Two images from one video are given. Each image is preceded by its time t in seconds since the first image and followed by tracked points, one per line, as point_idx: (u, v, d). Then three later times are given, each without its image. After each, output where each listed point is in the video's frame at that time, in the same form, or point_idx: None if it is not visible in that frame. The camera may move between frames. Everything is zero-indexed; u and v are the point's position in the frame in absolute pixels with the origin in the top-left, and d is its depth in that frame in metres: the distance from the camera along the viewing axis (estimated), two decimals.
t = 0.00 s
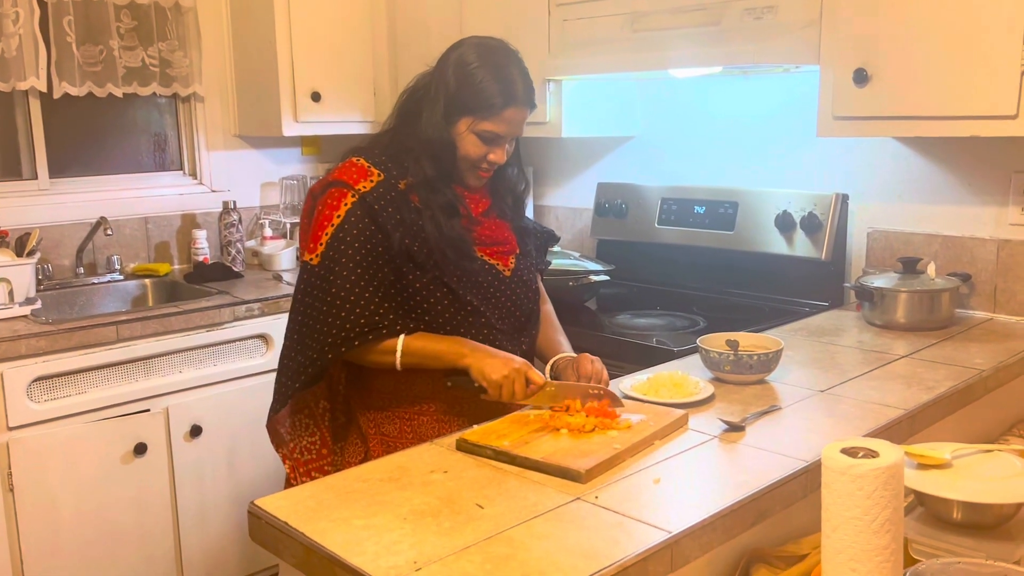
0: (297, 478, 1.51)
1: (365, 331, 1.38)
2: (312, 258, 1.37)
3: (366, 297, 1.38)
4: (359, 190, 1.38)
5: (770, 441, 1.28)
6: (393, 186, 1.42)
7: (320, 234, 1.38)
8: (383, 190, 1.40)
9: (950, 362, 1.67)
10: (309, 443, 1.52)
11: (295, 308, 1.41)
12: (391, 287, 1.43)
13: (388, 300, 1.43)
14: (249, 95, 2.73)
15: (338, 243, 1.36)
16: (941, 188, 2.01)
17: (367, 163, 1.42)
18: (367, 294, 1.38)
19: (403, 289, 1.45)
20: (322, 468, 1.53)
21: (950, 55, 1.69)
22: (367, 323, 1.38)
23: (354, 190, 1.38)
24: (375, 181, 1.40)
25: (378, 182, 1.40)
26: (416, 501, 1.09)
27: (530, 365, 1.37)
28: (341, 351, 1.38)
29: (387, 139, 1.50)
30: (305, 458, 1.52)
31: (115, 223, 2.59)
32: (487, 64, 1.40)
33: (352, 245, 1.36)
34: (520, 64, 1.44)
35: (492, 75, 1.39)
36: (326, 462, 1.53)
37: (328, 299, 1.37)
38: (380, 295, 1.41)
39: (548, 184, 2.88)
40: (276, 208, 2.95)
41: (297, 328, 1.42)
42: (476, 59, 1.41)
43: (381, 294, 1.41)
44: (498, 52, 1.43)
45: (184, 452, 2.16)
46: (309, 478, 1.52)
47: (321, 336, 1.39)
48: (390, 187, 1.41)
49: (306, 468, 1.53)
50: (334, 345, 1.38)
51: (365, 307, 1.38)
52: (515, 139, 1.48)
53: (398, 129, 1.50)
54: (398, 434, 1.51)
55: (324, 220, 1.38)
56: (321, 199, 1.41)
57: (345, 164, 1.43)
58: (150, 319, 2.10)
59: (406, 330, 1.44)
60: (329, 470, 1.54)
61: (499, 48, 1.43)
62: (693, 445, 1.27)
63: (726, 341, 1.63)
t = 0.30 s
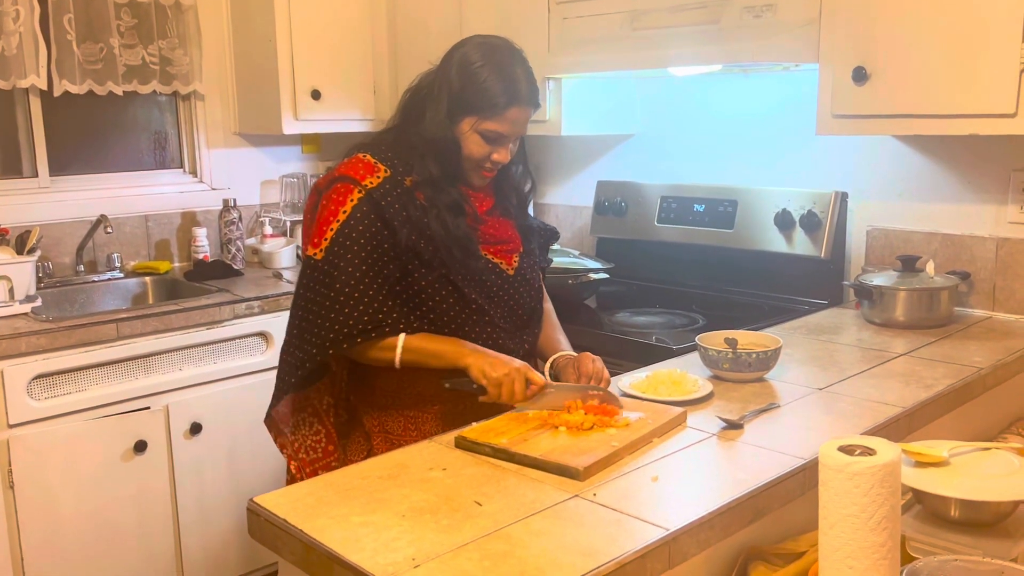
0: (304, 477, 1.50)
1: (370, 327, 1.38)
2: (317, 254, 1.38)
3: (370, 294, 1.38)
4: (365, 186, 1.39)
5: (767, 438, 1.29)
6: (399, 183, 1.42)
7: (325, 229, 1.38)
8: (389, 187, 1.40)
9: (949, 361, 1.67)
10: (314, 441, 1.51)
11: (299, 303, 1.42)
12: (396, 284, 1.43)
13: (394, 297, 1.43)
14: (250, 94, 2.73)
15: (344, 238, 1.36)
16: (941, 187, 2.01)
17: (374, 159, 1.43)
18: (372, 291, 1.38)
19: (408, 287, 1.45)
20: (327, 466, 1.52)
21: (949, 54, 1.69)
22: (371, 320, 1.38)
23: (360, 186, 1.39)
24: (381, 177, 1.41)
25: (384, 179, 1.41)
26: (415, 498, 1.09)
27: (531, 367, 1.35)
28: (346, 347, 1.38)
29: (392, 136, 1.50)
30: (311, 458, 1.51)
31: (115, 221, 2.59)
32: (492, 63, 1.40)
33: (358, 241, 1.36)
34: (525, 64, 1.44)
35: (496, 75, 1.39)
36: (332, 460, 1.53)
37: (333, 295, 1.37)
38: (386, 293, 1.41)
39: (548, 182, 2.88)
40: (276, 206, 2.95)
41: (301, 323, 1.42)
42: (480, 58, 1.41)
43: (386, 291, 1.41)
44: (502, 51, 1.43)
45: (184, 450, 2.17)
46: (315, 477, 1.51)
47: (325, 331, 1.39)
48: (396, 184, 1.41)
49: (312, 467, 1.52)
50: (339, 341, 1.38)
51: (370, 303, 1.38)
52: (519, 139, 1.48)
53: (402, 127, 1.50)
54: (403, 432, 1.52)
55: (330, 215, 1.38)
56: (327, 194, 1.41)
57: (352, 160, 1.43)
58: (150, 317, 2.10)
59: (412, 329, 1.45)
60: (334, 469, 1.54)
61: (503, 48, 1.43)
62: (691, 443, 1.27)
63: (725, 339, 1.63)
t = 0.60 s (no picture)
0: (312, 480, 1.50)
1: (364, 328, 1.38)
2: (314, 254, 1.37)
3: (368, 294, 1.38)
4: (363, 186, 1.38)
5: (767, 437, 1.29)
6: (397, 182, 1.42)
7: (323, 229, 1.38)
8: (387, 187, 1.40)
9: (948, 360, 1.67)
10: (319, 443, 1.51)
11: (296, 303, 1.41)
12: (395, 283, 1.43)
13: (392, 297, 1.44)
14: (251, 93, 2.74)
15: (341, 238, 1.36)
16: (942, 187, 2.01)
17: (372, 159, 1.42)
18: (369, 290, 1.38)
19: (406, 286, 1.45)
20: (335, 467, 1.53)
21: (950, 54, 1.69)
22: (368, 320, 1.38)
23: (359, 186, 1.38)
24: (380, 177, 1.41)
25: (382, 178, 1.40)
26: (415, 497, 1.10)
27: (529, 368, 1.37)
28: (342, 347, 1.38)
29: (390, 135, 1.50)
30: (317, 459, 1.52)
31: (116, 220, 2.59)
32: (489, 61, 1.40)
33: (356, 241, 1.36)
34: (522, 61, 1.44)
35: (494, 72, 1.39)
36: (338, 460, 1.53)
37: (330, 295, 1.37)
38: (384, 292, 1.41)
39: (548, 181, 2.88)
40: (278, 205, 2.95)
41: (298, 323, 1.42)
42: (478, 56, 1.41)
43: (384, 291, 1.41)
44: (499, 49, 1.43)
45: (185, 448, 2.17)
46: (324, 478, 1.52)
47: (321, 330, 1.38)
48: (394, 183, 1.41)
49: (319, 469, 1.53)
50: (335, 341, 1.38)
51: (368, 303, 1.38)
52: (517, 136, 1.49)
53: (401, 126, 1.50)
54: (403, 430, 1.53)
55: (328, 216, 1.38)
56: (326, 195, 1.41)
57: (350, 160, 1.43)
58: (152, 316, 2.10)
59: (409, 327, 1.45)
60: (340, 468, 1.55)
61: (500, 46, 1.43)
62: (691, 442, 1.27)
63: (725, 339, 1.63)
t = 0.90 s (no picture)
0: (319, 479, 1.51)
1: (359, 328, 1.38)
2: (311, 255, 1.38)
3: (364, 294, 1.38)
4: (357, 187, 1.39)
5: (767, 436, 1.29)
6: (392, 183, 1.42)
7: (319, 231, 1.38)
8: (382, 187, 1.41)
9: (949, 359, 1.68)
10: (324, 442, 1.52)
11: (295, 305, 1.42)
12: (391, 283, 1.43)
13: (389, 296, 1.44)
14: (252, 92, 2.74)
15: (336, 239, 1.36)
16: (942, 186, 2.02)
17: (367, 160, 1.43)
18: (366, 291, 1.39)
19: (404, 286, 1.45)
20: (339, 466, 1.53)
21: (950, 53, 1.69)
22: (363, 320, 1.38)
23: (353, 187, 1.39)
24: (374, 178, 1.41)
25: (377, 179, 1.41)
26: (416, 495, 1.10)
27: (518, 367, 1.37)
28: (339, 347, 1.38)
29: (387, 135, 1.50)
30: (323, 459, 1.52)
31: (118, 219, 2.60)
32: (483, 57, 1.40)
33: (351, 241, 1.37)
34: (514, 56, 1.44)
35: (487, 68, 1.39)
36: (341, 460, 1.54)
37: (326, 296, 1.37)
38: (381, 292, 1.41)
39: (550, 180, 2.88)
40: (279, 204, 2.95)
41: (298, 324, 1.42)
42: (471, 52, 1.41)
43: (381, 291, 1.41)
44: (493, 45, 1.43)
45: (186, 447, 2.18)
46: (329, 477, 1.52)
47: (318, 331, 1.39)
48: (389, 183, 1.42)
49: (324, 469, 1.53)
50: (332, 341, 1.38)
51: (364, 303, 1.38)
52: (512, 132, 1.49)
53: (396, 124, 1.50)
54: (403, 428, 1.54)
55: (323, 217, 1.38)
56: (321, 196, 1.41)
57: (345, 161, 1.43)
58: (153, 315, 2.11)
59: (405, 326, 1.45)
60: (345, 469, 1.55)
61: (494, 42, 1.43)
62: (691, 441, 1.28)
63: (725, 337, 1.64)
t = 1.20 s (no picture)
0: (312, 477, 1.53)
1: (358, 334, 1.39)
2: (307, 262, 1.39)
3: (359, 301, 1.39)
4: (351, 194, 1.39)
5: (767, 437, 1.29)
6: (386, 188, 1.42)
7: (313, 238, 1.39)
8: (376, 193, 1.41)
9: (949, 360, 1.67)
10: (319, 441, 1.53)
11: (291, 311, 1.43)
12: (386, 288, 1.44)
13: (384, 301, 1.45)
14: (252, 92, 2.74)
15: (331, 247, 1.38)
16: (943, 187, 2.01)
17: (360, 165, 1.43)
18: (360, 298, 1.40)
19: (399, 290, 1.46)
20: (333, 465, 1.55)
21: (950, 53, 1.69)
22: (358, 326, 1.39)
23: (347, 194, 1.39)
24: (368, 183, 1.41)
25: (371, 184, 1.41)
26: (415, 495, 1.10)
27: (519, 356, 1.38)
28: (335, 354, 1.39)
29: (382, 137, 1.50)
30: (316, 457, 1.54)
31: (118, 219, 2.60)
32: (481, 58, 1.39)
33: (345, 249, 1.37)
34: (513, 57, 1.43)
35: (486, 69, 1.38)
36: (336, 459, 1.55)
37: (322, 303, 1.39)
38: (375, 298, 1.42)
39: (550, 180, 2.88)
40: (279, 204, 2.95)
41: (294, 331, 1.44)
42: (469, 53, 1.40)
43: (376, 296, 1.42)
44: (491, 46, 1.42)
45: (186, 447, 2.18)
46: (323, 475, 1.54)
47: (314, 338, 1.40)
48: (383, 189, 1.42)
49: (318, 467, 1.54)
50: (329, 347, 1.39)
51: (359, 310, 1.39)
52: (510, 134, 1.47)
53: (393, 126, 1.50)
54: (398, 429, 1.52)
55: (318, 224, 1.39)
56: (315, 202, 1.42)
57: (339, 166, 1.44)
58: (153, 315, 2.11)
59: (400, 329, 1.46)
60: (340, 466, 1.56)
61: (493, 44, 1.43)
62: (690, 441, 1.28)
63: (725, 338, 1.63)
